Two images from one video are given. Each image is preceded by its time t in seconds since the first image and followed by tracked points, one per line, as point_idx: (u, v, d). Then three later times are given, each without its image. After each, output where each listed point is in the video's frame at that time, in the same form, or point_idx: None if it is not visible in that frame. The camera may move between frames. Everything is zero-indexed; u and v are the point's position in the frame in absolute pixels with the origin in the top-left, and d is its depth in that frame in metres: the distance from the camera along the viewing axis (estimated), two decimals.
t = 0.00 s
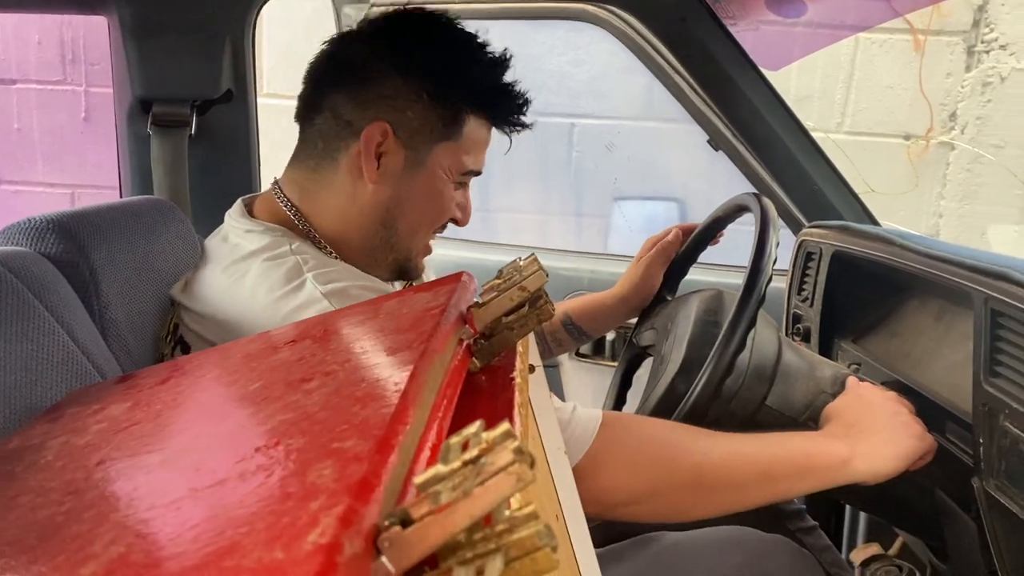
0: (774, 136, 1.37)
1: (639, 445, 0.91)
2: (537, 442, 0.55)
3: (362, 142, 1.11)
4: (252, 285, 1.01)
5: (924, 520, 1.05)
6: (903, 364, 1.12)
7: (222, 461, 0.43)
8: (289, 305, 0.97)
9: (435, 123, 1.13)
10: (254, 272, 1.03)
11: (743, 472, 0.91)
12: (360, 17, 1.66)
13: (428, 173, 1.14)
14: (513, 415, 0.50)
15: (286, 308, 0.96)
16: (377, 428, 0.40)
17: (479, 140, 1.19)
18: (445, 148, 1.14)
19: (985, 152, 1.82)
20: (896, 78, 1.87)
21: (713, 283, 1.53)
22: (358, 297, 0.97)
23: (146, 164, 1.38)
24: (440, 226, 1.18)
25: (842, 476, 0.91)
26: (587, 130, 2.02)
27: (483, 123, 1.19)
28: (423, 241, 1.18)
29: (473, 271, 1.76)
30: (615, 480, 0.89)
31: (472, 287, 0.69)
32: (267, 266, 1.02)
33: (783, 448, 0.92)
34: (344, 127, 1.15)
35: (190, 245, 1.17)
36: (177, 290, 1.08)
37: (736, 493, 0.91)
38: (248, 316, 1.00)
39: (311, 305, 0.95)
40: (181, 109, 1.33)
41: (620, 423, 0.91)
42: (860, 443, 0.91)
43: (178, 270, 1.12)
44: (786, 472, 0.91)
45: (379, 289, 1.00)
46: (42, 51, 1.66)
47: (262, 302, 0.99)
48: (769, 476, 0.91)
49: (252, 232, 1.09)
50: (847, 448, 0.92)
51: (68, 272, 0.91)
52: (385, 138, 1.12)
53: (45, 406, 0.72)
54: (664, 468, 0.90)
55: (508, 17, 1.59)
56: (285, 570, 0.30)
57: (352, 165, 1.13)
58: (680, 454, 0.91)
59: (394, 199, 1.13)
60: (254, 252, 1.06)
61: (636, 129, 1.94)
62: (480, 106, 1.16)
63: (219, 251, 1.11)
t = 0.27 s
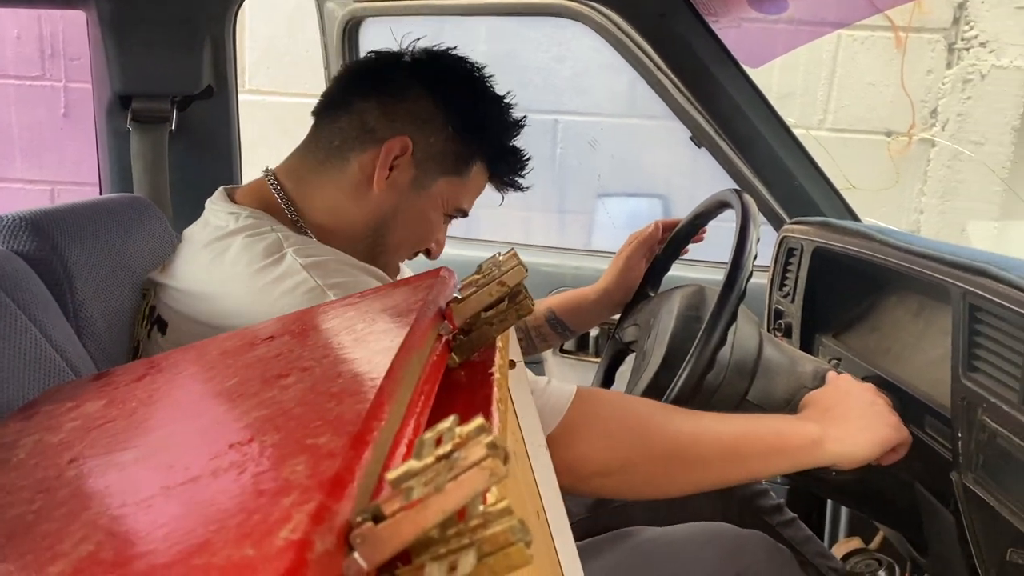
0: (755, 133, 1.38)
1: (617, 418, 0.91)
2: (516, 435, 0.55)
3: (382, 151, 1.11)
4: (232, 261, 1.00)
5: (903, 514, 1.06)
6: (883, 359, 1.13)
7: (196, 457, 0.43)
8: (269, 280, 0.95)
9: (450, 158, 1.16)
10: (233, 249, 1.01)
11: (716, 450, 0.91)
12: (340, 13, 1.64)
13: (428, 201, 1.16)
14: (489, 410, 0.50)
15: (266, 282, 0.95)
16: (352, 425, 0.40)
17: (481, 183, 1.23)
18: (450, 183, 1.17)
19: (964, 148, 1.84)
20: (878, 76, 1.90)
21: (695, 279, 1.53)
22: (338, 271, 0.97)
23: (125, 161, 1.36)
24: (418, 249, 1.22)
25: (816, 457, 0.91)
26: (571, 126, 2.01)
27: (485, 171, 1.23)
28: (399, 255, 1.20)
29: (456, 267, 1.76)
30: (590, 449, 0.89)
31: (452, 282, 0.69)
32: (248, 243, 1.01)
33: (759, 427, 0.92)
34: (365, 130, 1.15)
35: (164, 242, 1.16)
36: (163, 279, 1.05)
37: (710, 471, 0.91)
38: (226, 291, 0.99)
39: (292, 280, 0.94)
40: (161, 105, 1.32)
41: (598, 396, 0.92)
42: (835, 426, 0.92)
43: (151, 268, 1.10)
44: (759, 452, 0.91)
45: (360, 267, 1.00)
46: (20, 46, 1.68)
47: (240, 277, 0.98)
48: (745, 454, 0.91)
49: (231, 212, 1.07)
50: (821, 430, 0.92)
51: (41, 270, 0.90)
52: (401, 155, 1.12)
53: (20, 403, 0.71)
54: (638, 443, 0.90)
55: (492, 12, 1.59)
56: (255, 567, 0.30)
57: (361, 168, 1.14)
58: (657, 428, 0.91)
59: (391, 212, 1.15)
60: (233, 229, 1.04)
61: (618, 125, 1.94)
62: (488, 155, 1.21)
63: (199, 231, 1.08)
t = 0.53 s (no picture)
0: (738, 132, 1.38)
1: (593, 432, 0.91)
2: (496, 438, 0.55)
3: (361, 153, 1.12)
4: (211, 264, 1.01)
5: (885, 512, 1.07)
6: (865, 359, 1.13)
7: (169, 464, 0.42)
8: (248, 283, 0.96)
9: (434, 158, 1.14)
10: (213, 252, 1.02)
11: (696, 461, 0.92)
12: (324, 11, 1.64)
13: (412, 202, 1.16)
14: (467, 414, 0.50)
15: (244, 285, 0.96)
16: (326, 430, 0.40)
17: (468, 181, 1.22)
18: (434, 183, 1.16)
19: (946, 149, 1.85)
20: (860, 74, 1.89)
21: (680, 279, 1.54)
22: (316, 278, 0.98)
23: (105, 161, 1.35)
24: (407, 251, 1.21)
25: (792, 465, 0.92)
26: (555, 126, 1.99)
27: (473, 170, 1.21)
28: (387, 258, 1.20)
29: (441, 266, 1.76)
30: (568, 467, 0.89)
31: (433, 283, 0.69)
32: (226, 246, 1.02)
33: (737, 435, 0.93)
34: (346, 131, 1.14)
35: (145, 245, 1.15)
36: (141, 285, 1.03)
37: (688, 481, 0.92)
38: (204, 292, 0.99)
39: (269, 283, 0.95)
40: (141, 103, 1.31)
41: (573, 410, 0.91)
42: (812, 434, 0.92)
43: (132, 269, 1.09)
44: (738, 463, 0.92)
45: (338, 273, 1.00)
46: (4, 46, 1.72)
47: (219, 280, 0.99)
48: (721, 464, 0.92)
49: (213, 216, 1.08)
50: (798, 438, 0.92)
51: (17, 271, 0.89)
52: (382, 156, 1.13)
53: None
54: (619, 454, 0.91)
55: (476, 11, 1.58)
56: None
57: (343, 170, 1.13)
58: (634, 442, 0.91)
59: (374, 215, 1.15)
60: (214, 233, 1.06)
61: (601, 124, 1.94)
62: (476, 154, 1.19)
63: (180, 233, 1.09)
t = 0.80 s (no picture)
0: (731, 133, 1.38)
1: (581, 431, 0.91)
2: (493, 439, 0.55)
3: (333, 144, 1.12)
4: (193, 264, 0.99)
5: (877, 511, 1.07)
6: (857, 359, 1.14)
7: (169, 465, 0.42)
8: (229, 283, 0.95)
9: (410, 141, 1.15)
10: (196, 252, 1.01)
11: (684, 461, 0.92)
12: (315, 10, 1.64)
13: (392, 188, 1.15)
14: (466, 415, 0.50)
15: (226, 285, 0.95)
16: (326, 432, 0.40)
17: (446, 166, 1.22)
18: (413, 166, 1.16)
19: (936, 149, 1.85)
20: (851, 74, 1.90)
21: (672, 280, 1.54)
22: (300, 278, 0.96)
23: (98, 161, 1.35)
24: (394, 242, 1.20)
25: (780, 466, 0.93)
26: (547, 126, 2.00)
27: (452, 151, 1.22)
28: (376, 249, 1.18)
29: (434, 266, 1.76)
30: (556, 465, 0.89)
31: (429, 284, 0.69)
32: (209, 246, 1.01)
33: (726, 436, 0.93)
34: (319, 123, 1.15)
35: (135, 245, 1.15)
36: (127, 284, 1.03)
37: (676, 482, 0.92)
38: (185, 293, 0.98)
39: (251, 284, 0.93)
40: (133, 103, 1.30)
41: (562, 409, 0.92)
42: (800, 435, 0.93)
43: (123, 270, 1.09)
44: (726, 463, 0.92)
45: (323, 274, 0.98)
46: None
47: (201, 280, 0.97)
48: (709, 465, 0.92)
49: (198, 216, 1.07)
50: (787, 439, 0.93)
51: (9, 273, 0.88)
52: (358, 143, 1.13)
53: None
54: (607, 453, 0.91)
55: (468, 12, 1.58)
56: None
57: (319, 164, 1.13)
58: (622, 442, 0.92)
59: (355, 204, 1.14)
60: (197, 232, 1.04)
61: (594, 125, 1.94)
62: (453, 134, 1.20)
63: (164, 232, 1.09)
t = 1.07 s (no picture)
0: (725, 134, 1.39)
1: (578, 429, 0.92)
2: (490, 441, 0.55)
3: (279, 124, 1.12)
4: (187, 261, 0.99)
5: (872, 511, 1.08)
6: (852, 360, 1.14)
7: (167, 467, 0.42)
8: (224, 280, 0.95)
9: (357, 97, 1.12)
10: (189, 249, 1.01)
11: (680, 461, 0.92)
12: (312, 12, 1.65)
13: (352, 147, 1.13)
14: (465, 416, 0.50)
15: (221, 283, 0.95)
16: (326, 433, 0.40)
17: (411, 116, 1.18)
18: (370, 120, 1.13)
19: (931, 151, 1.87)
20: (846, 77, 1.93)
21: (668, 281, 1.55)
22: (295, 276, 0.96)
23: (93, 161, 1.34)
24: (379, 207, 1.16)
25: (777, 466, 0.93)
26: (543, 127, 2.02)
27: (411, 95, 1.17)
28: (363, 218, 1.15)
29: (430, 266, 1.76)
30: (551, 462, 0.90)
31: (426, 286, 0.69)
32: (203, 244, 1.01)
33: (721, 436, 0.93)
34: (267, 109, 1.15)
35: (132, 245, 1.15)
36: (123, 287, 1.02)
37: (672, 481, 0.92)
38: (179, 289, 0.98)
39: (245, 281, 0.93)
40: (128, 104, 1.30)
41: (559, 405, 0.93)
42: (797, 435, 0.93)
43: (119, 270, 1.09)
44: (721, 463, 0.93)
45: (316, 270, 0.99)
46: None
47: (196, 278, 0.97)
48: (706, 465, 0.92)
49: (192, 213, 1.07)
50: (784, 438, 0.93)
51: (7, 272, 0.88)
52: (304, 116, 1.12)
53: None
54: (602, 451, 0.92)
55: (464, 13, 1.59)
56: None
57: (274, 146, 1.13)
58: (619, 439, 0.92)
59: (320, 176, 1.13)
60: (191, 229, 1.04)
61: (589, 126, 1.95)
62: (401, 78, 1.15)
63: (157, 232, 1.08)
